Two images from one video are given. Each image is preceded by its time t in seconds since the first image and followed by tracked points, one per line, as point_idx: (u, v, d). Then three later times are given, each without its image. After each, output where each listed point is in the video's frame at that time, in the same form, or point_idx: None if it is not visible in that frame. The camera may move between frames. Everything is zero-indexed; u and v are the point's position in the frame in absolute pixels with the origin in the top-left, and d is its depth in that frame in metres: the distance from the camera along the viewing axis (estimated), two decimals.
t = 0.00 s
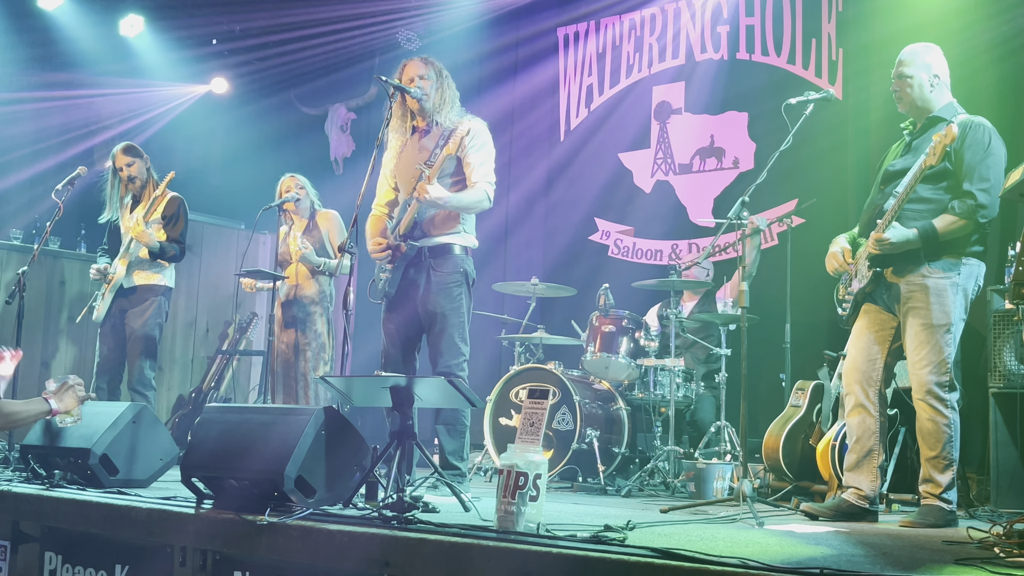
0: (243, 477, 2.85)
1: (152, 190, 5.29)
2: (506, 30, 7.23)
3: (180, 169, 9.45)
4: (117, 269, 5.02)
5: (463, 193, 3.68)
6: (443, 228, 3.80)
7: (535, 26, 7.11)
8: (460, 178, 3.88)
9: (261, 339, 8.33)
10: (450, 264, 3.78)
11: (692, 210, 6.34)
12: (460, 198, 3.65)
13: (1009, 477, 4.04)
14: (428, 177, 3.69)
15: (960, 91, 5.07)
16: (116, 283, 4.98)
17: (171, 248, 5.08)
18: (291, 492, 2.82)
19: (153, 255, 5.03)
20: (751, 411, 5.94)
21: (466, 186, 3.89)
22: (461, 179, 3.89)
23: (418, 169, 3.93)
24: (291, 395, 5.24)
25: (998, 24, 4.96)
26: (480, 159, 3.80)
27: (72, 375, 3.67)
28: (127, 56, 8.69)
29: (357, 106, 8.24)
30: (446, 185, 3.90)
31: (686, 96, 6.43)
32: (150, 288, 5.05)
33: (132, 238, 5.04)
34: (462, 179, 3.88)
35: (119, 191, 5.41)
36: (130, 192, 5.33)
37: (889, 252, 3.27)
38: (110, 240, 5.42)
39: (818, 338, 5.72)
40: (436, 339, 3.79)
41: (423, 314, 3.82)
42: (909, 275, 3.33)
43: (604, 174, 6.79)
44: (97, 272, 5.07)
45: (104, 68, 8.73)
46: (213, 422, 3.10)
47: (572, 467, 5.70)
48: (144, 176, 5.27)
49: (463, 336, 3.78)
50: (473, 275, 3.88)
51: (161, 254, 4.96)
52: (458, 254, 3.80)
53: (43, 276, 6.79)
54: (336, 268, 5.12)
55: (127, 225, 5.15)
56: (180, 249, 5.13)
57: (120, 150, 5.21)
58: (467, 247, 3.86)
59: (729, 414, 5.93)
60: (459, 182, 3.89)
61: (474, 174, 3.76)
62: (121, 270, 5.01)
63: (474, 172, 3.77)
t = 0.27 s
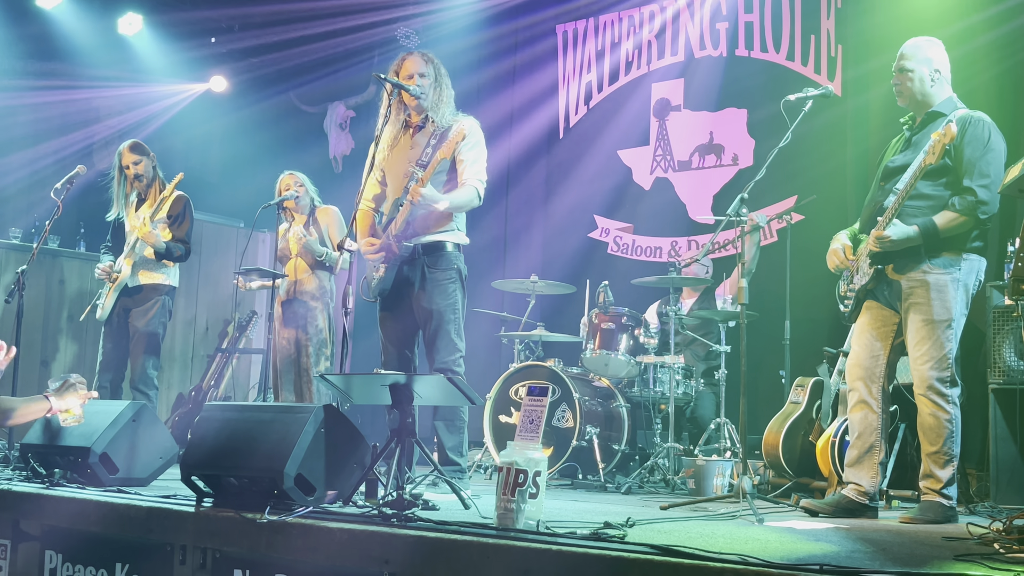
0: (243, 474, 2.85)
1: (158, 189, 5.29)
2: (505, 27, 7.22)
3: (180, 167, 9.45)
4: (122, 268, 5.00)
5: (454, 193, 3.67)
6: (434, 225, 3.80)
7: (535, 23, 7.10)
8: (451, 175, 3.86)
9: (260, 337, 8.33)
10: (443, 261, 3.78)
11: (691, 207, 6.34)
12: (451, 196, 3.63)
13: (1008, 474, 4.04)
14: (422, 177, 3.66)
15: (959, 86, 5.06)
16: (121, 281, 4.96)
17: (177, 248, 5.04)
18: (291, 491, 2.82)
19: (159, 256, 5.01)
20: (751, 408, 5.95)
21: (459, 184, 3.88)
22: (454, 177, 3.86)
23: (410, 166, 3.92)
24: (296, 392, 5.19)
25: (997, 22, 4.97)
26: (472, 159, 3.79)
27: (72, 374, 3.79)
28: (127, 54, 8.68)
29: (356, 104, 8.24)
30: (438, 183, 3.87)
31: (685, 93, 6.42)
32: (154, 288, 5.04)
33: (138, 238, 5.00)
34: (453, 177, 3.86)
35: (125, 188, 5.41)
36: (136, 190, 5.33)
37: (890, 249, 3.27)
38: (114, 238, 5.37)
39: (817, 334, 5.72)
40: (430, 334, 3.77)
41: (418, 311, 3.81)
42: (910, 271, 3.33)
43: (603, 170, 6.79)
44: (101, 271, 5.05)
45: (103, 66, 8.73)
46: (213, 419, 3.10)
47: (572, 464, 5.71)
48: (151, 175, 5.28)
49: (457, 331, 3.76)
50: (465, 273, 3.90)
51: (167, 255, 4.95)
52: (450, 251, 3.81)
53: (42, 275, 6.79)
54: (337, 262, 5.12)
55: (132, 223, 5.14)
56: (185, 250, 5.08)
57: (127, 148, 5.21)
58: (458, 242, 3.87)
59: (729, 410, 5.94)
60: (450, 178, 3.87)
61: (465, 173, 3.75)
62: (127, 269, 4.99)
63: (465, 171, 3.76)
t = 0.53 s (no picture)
0: (243, 471, 2.85)
1: (161, 186, 5.29)
2: (503, 22, 7.20)
3: (178, 163, 9.44)
4: (124, 265, 4.98)
5: (453, 194, 3.66)
6: (433, 223, 3.78)
7: (533, 18, 7.08)
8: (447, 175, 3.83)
9: (260, 334, 8.34)
10: (442, 258, 3.78)
11: (691, 202, 6.33)
12: (451, 198, 3.62)
13: (1007, 468, 4.05)
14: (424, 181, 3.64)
15: (959, 80, 5.08)
16: (124, 279, 4.95)
17: (180, 246, 5.03)
18: (291, 487, 2.82)
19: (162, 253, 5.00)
20: (750, 403, 5.95)
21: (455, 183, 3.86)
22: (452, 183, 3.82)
23: (406, 164, 3.89)
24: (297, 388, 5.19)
25: (996, 15, 4.99)
26: (471, 159, 3.76)
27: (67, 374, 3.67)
28: (124, 51, 8.66)
29: (355, 100, 8.22)
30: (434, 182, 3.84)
31: (684, 88, 6.41)
32: (156, 285, 5.05)
33: (141, 237, 4.99)
34: (449, 177, 3.83)
35: (129, 184, 5.40)
36: (139, 186, 5.33)
37: (890, 245, 3.27)
38: (116, 235, 5.35)
39: (816, 329, 5.72)
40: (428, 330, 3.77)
41: (417, 307, 3.80)
42: (910, 267, 3.32)
43: (602, 166, 6.78)
44: (103, 269, 5.05)
45: (101, 63, 8.71)
46: (212, 416, 3.10)
47: (571, 459, 5.71)
48: (155, 172, 5.28)
49: (456, 325, 3.77)
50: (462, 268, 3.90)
51: (171, 252, 4.94)
52: (446, 246, 3.81)
53: (41, 272, 6.78)
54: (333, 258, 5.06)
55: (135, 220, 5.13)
56: (189, 248, 5.06)
57: (133, 144, 5.22)
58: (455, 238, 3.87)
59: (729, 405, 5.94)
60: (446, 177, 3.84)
61: (462, 174, 3.73)
62: (129, 267, 4.98)
63: (463, 172, 3.73)
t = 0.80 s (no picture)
0: (242, 466, 2.85)
1: (162, 181, 5.28)
2: (502, 16, 7.17)
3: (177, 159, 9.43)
4: (123, 261, 4.99)
5: (454, 192, 3.66)
6: (435, 221, 3.78)
7: (532, 12, 7.06)
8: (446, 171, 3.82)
9: (259, 329, 8.33)
10: (441, 253, 3.78)
11: (690, 197, 6.33)
12: (454, 198, 3.60)
13: (1006, 462, 4.05)
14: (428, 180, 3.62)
15: (958, 74, 5.07)
16: (122, 274, 4.96)
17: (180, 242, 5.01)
18: (291, 482, 2.82)
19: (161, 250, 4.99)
20: (750, 397, 5.96)
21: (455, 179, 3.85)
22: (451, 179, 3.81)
23: (404, 159, 3.88)
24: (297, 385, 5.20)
25: (994, 8, 4.97)
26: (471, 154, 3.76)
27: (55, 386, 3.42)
28: (122, 46, 8.65)
29: (353, 95, 8.21)
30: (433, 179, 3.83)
31: (683, 82, 6.40)
32: (155, 281, 5.04)
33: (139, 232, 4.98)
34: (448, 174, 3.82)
35: (130, 179, 5.39)
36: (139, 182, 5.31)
37: (888, 239, 3.27)
38: (116, 229, 5.35)
39: (816, 324, 5.73)
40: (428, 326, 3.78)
41: (416, 302, 3.80)
42: (908, 261, 3.32)
43: (601, 160, 6.77)
44: (102, 265, 5.06)
45: (99, 58, 8.69)
46: (211, 411, 3.10)
47: (571, 454, 5.72)
48: (155, 167, 5.25)
49: (455, 322, 3.77)
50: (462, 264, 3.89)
51: (169, 248, 4.91)
52: (446, 242, 3.80)
53: (40, 268, 6.78)
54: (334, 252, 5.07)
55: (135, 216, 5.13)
56: (188, 244, 5.05)
57: (133, 139, 5.21)
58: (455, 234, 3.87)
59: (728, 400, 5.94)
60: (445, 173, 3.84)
61: (463, 169, 3.72)
62: (128, 263, 4.99)
63: (463, 168, 3.72)
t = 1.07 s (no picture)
0: (239, 461, 2.85)
1: (159, 175, 5.26)
2: (499, 10, 7.13)
3: (174, 153, 9.41)
4: (119, 255, 4.98)
5: (451, 183, 3.65)
6: (433, 214, 3.77)
7: (530, 6, 7.03)
8: (445, 165, 3.81)
9: (257, 324, 8.33)
10: (439, 248, 3.77)
11: (688, 191, 6.32)
12: (450, 188, 3.60)
13: (1004, 456, 4.06)
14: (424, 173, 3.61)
15: (957, 69, 5.06)
16: (119, 268, 4.95)
17: (174, 237, 5.01)
18: (288, 476, 2.82)
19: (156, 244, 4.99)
20: (748, 392, 5.96)
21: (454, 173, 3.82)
22: (450, 173, 3.80)
23: (403, 154, 3.87)
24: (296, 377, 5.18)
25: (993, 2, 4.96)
26: (470, 147, 3.74)
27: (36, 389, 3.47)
28: (120, 40, 8.62)
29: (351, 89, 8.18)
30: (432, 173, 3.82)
31: (681, 76, 6.38)
32: (150, 276, 5.03)
33: (135, 227, 4.99)
34: (447, 168, 3.80)
35: (127, 174, 5.38)
36: (136, 176, 5.30)
37: (886, 233, 3.27)
38: (114, 223, 5.35)
39: (814, 318, 5.73)
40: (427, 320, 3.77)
41: (415, 297, 3.80)
42: (906, 255, 3.32)
43: (599, 155, 6.76)
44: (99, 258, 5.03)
45: (96, 53, 8.67)
46: (209, 406, 3.10)
47: (569, 448, 5.72)
48: (152, 161, 5.24)
49: (454, 317, 3.76)
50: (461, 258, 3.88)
51: (164, 242, 4.92)
52: (445, 237, 3.79)
53: (38, 263, 6.77)
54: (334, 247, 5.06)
55: (132, 210, 5.13)
56: (183, 239, 5.05)
57: (130, 133, 5.19)
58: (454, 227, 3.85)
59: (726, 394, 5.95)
60: (445, 167, 3.81)
61: (461, 161, 3.70)
62: (124, 257, 4.98)
63: (462, 160, 3.70)
